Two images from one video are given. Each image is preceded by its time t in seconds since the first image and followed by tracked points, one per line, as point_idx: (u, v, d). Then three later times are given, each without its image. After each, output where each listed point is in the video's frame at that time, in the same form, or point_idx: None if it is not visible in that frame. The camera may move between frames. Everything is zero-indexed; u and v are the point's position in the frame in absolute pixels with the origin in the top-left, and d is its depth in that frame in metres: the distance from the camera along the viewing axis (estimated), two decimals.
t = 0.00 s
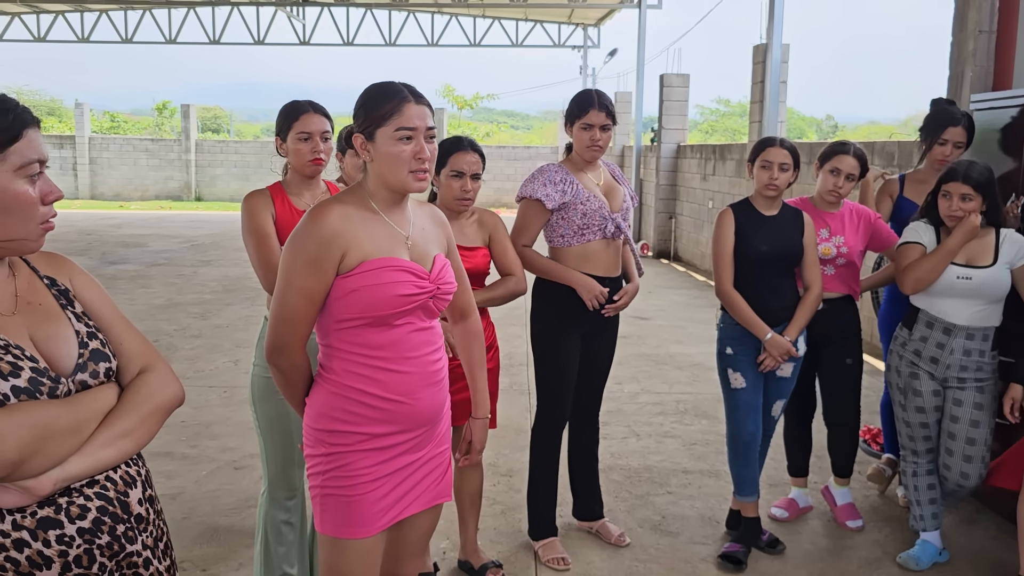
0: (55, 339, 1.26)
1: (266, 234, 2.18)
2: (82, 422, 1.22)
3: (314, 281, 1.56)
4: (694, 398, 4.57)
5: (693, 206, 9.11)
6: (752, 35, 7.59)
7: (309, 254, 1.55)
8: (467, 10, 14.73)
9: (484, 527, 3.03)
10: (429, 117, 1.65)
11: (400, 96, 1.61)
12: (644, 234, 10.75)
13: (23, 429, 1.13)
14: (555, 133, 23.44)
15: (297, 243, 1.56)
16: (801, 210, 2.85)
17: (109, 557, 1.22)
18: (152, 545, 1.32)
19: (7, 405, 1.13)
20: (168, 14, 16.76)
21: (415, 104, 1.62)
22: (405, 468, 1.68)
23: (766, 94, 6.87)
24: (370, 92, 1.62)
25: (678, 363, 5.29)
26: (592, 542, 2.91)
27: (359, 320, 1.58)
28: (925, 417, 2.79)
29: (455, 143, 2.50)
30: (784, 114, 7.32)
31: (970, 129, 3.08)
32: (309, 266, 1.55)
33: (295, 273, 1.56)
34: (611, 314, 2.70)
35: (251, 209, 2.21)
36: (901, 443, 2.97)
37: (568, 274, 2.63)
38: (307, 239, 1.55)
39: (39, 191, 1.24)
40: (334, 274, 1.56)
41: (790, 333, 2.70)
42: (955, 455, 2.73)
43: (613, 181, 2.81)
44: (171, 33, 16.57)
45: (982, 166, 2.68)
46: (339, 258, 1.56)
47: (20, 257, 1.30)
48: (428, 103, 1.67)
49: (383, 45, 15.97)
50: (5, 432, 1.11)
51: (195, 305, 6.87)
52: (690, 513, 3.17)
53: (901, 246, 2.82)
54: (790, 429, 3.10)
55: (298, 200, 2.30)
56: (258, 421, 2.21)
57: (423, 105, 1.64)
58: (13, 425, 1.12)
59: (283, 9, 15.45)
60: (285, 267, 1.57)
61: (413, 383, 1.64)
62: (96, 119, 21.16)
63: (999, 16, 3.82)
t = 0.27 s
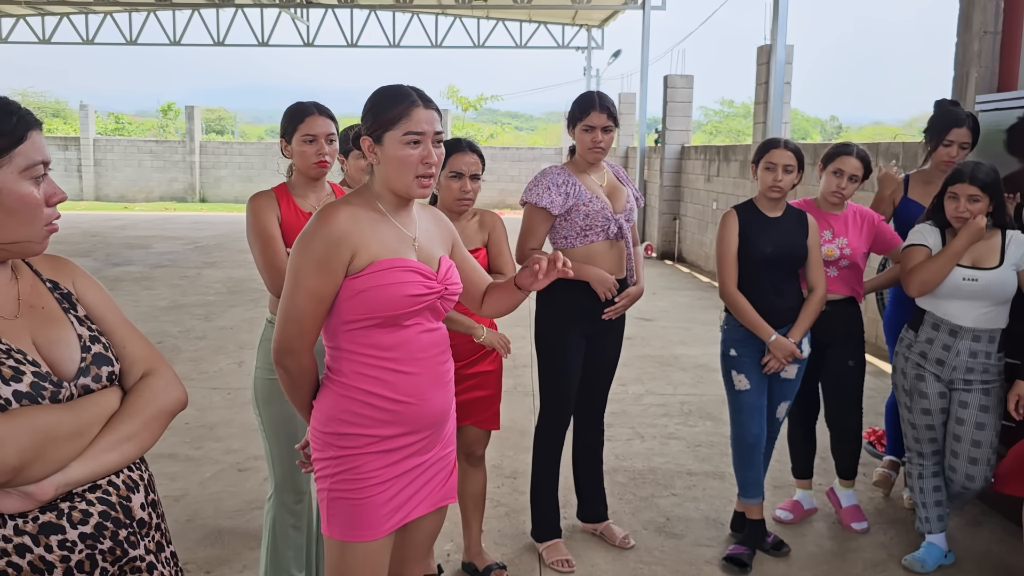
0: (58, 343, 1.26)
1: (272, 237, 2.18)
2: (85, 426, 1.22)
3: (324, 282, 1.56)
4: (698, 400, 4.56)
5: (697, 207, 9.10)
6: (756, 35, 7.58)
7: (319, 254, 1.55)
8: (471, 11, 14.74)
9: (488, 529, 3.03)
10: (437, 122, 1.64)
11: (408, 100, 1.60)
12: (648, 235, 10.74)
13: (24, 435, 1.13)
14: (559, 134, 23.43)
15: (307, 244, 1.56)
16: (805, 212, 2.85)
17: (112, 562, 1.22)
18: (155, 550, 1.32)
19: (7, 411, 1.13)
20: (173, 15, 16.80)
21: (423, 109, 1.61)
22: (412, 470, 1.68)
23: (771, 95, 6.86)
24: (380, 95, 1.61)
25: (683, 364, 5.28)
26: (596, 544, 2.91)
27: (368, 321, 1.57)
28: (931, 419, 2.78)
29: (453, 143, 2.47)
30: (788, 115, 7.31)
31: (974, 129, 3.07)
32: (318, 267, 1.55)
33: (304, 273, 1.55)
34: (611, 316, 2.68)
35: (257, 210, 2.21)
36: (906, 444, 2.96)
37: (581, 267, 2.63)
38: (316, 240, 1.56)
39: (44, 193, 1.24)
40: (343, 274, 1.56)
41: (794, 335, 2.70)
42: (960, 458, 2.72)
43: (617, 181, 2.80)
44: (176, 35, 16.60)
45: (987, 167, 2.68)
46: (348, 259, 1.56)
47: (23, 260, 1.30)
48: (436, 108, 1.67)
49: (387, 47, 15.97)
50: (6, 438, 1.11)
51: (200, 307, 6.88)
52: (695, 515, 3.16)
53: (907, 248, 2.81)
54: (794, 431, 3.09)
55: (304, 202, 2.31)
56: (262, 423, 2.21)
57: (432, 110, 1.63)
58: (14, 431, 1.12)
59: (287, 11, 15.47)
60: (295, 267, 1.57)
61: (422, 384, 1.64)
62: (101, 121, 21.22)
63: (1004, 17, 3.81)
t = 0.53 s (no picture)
0: (60, 347, 1.26)
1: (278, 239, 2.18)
2: (87, 431, 1.22)
3: (332, 286, 1.55)
4: (702, 402, 4.55)
5: (700, 208, 9.09)
6: (759, 36, 7.57)
7: (327, 257, 1.55)
8: (475, 13, 14.76)
9: (491, 532, 3.03)
10: (440, 128, 1.64)
11: (411, 106, 1.60)
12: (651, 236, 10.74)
13: (26, 440, 1.13)
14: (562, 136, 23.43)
15: (314, 248, 1.56)
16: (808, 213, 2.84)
17: (115, 566, 1.22)
18: (158, 553, 1.32)
19: (9, 416, 1.13)
20: (176, 18, 16.84)
21: (426, 116, 1.61)
22: (422, 473, 1.68)
23: (774, 97, 6.85)
24: (384, 100, 1.61)
25: (686, 366, 5.27)
26: (599, 546, 2.90)
27: (377, 324, 1.57)
28: (936, 421, 2.77)
29: (456, 147, 2.48)
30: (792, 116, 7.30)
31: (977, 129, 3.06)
32: (326, 270, 1.55)
33: (312, 276, 1.55)
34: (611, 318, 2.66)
35: (262, 212, 2.20)
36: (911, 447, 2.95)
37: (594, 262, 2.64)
38: (324, 244, 1.56)
39: (44, 198, 1.24)
40: (351, 277, 1.56)
41: (797, 337, 2.69)
42: (965, 460, 2.71)
43: (621, 182, 2.80)
44: (179, 37, 16.63)
45: (992, 169, 2.67)
46: (356, 262, 1.56)
47: (24, 264, 1.30)
48: (439, 113, 1.67)
49: (390, 48, 15.97)
50: (8, 443, 1.11)
51: (203, 309, 6.89)
52: (698, 517, 3.16)
53: (910, 250, 2.80)
54: (797, 434, 3.08)
55: (308, 205, 2.31)
56: (266, 426, 2.21)
57: (434, 116, 1.63)
58: (17, 436, 1.12)
59: (290, 13, 15.47)
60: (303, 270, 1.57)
61: (431, 386, 1.64)
62: (105, 123, 21.27)
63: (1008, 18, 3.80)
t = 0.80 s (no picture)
0: (62, 350, 1.27)
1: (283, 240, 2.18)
2: (89, 433, 1.23)
3: (334, 287, 1.56)
4: (703, 403, 4.55)
5: (702, 209, 9.09)
6: (760, 38, 7.58)
7: (330, 257, 1.56)
8: (476, 15, 14.77)
9: (493, 533, 3.03)
10: (437, 134, 1.63)
11: (406, 113, 1.60)
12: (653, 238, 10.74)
13: (29, 443, 1.14)
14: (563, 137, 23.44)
15: (316, 249, 1.57)
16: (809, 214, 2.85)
17: (117, 567, 1.23)
18: (159, 555, 1.33)
19: (12, 418, 1.14)
20: (178, 20, 16.86)
21: (421, 123, 1.61)
22: (425, 474, 1.68)
23: (775, 98, 6.85)
24: (382, 105, 1.62)
25: (687, 367, 5.27)
26: (600, 548, 2.90)
27: (379, 324, 1.58)
28: (937, 422, 2.77)
29: (461, 150, 2.49)
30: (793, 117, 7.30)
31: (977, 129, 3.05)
32: (329, 270, 1.56)
33: (315, 276, 1.56)
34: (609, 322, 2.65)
35: (266, 214, 2.21)
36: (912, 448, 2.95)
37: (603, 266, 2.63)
38: (327, 244, 1.56)
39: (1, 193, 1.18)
40: (354, 277, 1.57)
41: (799, 338, 2.69)
42: (966, 461, 2.71)
43: (624, 183, 2.80)
44: (181, 39, 16.64)
45: (994, 170, 2.67)
46: (359, 262, 1.57)
47: (25, 267, 1.31)
48: (438, 119, 1.66)
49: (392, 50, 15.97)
50: (11, 445, 1.12)
51: (205, 310, 6.90)
52: (699, 519, 3.16)
53: (912, 250, 2.80)
54: (798, 435, 3.08)
55: (310, 207, 2.32)
56: (268, 427, 2.22)
57: (430, 123, 1.63)
58: (20, 439, 1.13)
59: (292, 15, 15.49)
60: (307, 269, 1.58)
61: (433, 387, 1.65)
62: (107, 125, 21.30)
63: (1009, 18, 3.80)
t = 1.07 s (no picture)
0: (60, 353, 1.27)
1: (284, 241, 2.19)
2: (88, 436, 1.23)
3: (330, 287, 1.56)
4: (702, 403, 4.56)
5: (700, 210, 9.10)
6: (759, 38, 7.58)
7: (325, 258, 1.56)
8: (475, 16, 14.77)
9: (492, 533, 3.04)
10: (427, 138, 1.62)
11: (395, 116, 1.60)
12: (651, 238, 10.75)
13: (26, 445, 1.14)
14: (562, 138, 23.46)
15: (311, 249, 1.57)
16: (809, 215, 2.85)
17: (114, 571, 1.23)
18: (157, 558, 1.33)
19: (9, 421, 1.14)
20: (177, 21, 16.86)
21: (411, 125, 1.60)
22: (420, 474, 1.68)
23: (774, 98, 6.85)
24: (376, 107, 1.63)
25: (686, 368, 5.28)
26: (600, 548, 2.91)
27: (375, 324, 1.58)
28: (936, 423, 2.77)
29: (465, 151, 2.50)
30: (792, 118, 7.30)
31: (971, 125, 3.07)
32: (325, 270, 1.56)
33: (311, 276, 1.56)
34: (614, 328, 2.68)
35: (268, 216, 2.21)
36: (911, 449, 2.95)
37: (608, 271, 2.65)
38: (322, 244, 1.57)
39: None
40: (349, 278, 1.57)
41: (798, 338, 2.70)
42: (965, 461, 2.72)
43: (624, 184, 2.81)
44: (180, 40, 16.64)
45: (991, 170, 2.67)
46: (354, 263, 1.57)
47: (26, 271, 1.32)
48: (431, 122, 1.65)
49: (391, 51, 15.97)
50: (8, 447, 1.12)
51: (205, 312, 6.90)
52: (698, 519, 3.16)
53: (911, 250, 2.81)
54: (797, 435, 3.08)
55: (311, 208, 2.33)
56: (267, 428, 2.22)
57: (421, 126, 1.62)
58: (17, 441, 1.13)
59: (290, 16, 15.49)
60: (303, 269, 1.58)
61: (429, 387, 1.65)
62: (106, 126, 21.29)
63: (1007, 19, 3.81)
